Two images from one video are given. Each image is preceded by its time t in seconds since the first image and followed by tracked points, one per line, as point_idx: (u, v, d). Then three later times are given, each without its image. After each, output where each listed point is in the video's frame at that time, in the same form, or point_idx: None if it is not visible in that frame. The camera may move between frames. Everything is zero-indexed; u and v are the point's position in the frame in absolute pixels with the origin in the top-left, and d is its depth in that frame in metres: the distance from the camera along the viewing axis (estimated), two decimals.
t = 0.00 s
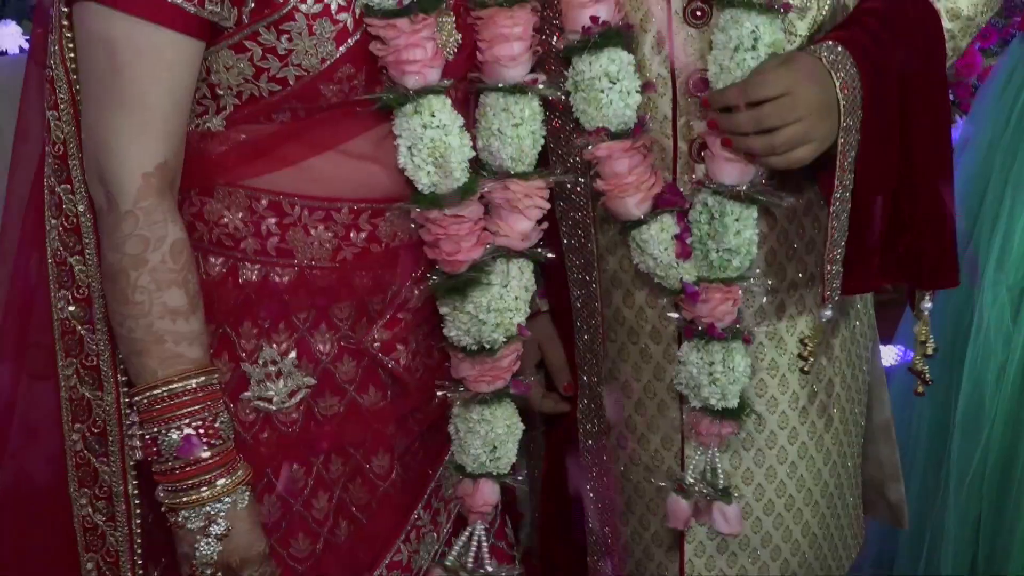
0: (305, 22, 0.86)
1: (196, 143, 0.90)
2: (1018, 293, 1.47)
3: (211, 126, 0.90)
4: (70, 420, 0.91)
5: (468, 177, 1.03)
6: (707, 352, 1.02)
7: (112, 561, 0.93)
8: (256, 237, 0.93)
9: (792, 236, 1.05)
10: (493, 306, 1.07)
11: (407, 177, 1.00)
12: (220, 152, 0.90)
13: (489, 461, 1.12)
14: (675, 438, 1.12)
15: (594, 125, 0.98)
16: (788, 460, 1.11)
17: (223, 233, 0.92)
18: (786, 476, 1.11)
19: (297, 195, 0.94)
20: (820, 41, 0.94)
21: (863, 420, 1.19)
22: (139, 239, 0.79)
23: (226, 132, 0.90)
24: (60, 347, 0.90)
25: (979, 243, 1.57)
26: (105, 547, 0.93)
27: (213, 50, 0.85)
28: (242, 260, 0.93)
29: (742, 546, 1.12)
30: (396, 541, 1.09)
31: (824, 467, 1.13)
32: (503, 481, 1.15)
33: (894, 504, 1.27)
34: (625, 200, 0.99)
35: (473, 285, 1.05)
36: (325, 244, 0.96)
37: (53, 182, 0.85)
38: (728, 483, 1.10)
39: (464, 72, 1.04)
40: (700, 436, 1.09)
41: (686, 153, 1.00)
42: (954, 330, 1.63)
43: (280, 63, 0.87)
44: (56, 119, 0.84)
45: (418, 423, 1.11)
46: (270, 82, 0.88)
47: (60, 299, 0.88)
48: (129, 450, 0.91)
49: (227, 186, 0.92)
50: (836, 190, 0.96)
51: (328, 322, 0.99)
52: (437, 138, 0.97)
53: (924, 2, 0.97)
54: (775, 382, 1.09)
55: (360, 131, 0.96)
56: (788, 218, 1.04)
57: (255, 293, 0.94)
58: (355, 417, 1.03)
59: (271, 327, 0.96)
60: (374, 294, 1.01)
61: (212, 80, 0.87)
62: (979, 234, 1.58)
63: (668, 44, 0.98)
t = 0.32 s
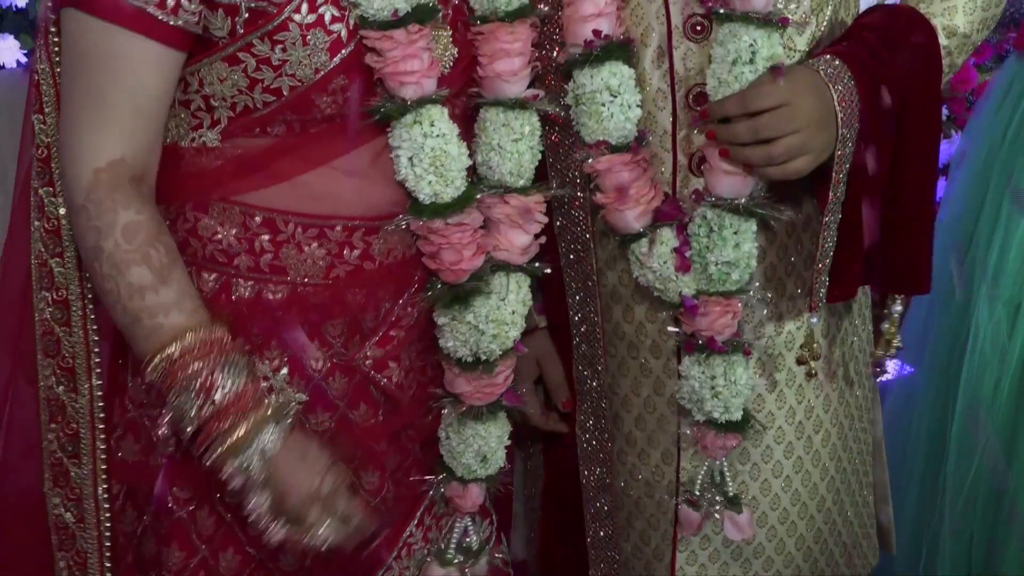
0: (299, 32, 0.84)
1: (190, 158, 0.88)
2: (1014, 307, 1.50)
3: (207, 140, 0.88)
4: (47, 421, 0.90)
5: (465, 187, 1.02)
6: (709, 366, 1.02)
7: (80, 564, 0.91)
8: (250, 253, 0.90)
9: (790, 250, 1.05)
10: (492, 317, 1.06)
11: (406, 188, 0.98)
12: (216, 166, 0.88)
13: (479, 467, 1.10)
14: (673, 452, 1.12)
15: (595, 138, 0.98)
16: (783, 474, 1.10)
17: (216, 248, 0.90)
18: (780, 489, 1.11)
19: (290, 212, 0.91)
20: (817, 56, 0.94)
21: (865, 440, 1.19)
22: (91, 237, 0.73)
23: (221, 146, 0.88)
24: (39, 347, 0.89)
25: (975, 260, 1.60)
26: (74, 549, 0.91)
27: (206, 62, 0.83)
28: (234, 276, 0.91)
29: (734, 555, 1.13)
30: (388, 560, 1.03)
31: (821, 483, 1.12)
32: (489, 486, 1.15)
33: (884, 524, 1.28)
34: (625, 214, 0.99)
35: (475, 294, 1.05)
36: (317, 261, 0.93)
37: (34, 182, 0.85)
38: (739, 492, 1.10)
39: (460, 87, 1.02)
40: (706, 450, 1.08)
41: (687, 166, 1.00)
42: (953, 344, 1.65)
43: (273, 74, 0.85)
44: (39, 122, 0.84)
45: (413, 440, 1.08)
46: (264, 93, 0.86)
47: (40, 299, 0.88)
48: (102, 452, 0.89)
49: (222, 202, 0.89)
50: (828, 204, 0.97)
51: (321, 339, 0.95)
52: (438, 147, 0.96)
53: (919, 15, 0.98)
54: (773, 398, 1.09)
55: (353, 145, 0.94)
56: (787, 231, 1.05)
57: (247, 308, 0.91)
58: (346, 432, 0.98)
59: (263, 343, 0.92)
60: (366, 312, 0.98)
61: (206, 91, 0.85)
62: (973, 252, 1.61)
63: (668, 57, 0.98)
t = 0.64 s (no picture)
0: (289, 51, 0.82)
1: (183, 174, 0.85)
2: (1008, 327, 1.52)
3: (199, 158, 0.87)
4: (29, 433, 0.96)
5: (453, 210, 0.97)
6: (707, 385, 1.02)
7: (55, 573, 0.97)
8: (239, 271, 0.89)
9: (786, 269, 1.04)
10: (476, 340, 1.03)
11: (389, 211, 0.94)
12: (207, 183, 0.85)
13: (489, 485, 1.08)
14: (670, 473, 1.11)
15: (594, 158, 0.98)
16: (779, 493, 1.09)
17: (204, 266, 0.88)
18: (778, 508, 1.09)
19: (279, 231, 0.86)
20: (813, 75, 0.94)
21: (860, 455, 1.18)
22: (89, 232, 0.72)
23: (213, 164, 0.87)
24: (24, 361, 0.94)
25: (969, 281, 1.63)
26: (51, 558, 0.97)
27: (196, 82, 0.82)
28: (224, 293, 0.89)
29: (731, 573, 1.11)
30: None
31: (818, 502, 1.11)
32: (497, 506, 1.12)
33: (879, 543, 1.27)
34: (625, 232, 0.98)
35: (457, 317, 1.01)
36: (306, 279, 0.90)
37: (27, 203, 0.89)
38: (736, 508, 1.09)
39: (452, 107, 1.00)
40: (704, 466, 1.07)
41: (684, 186, 1.00)
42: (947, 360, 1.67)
43: (264, 93, 0.84)
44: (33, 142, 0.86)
45: (404, 461, 1.03)
46: (255, 113, 0.85)
47: (29, 315, 0.93)
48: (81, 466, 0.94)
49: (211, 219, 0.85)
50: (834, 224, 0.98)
51: (310, 358, 0.93)
52: (420, 168, 0.92)
53: (908, 37, 0.99)
54: (770, 416, 1.07)
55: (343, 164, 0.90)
56: (782, 250, 1.04)
57: (236, 328, 0.90)
58: (335, 454, 0.95)
59: (252, 359, 0.91)
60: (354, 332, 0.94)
61: (198, 111, 0.85)
62: (966, 274, 1.64)
63: (665, 78, 0.98)
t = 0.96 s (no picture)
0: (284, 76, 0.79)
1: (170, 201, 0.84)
2: (999, 351, 1.55)
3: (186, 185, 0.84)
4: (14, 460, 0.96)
5: (449, 230, 1.00)
6: (706, 409, 1.01)
7: None
8: (233, 295, 0.88)
9: (781, 293, 1.05)
10: (477, 358, 1.03)
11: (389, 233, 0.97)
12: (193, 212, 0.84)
13: (494, 510, 1.08)
14: (667, 497, 1.10)
15: (593, 182, 0.99)
16: (777, 518, 1.08)
17: (201, 291, 0.88)
18: (776, 534, 1.08)
19: (276, 256, 0.89)
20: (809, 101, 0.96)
21: (852, 479, 1.18)
22: (127, 213, 0.68)
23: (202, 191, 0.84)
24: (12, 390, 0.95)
25: (963, 298, 1.65)
26: None
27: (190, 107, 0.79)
28: (219, 318, 0.89)
29: None
30: None
31: (813, 526, 1.10)
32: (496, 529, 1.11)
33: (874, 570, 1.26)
34: (624, 256, 0.99)
35: (458, 336, 1.01)
36: (301, 304, 0.90)
37: (28, 232, 0.93)
38: (729, 537, 1.08)
39: (445, 131, 1.00)
40: (703, 493, 1.06)
41: (681, 210, 1.01)
42: (938, 383, 1.69)
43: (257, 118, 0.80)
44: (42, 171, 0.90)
45: (399, 486, 1.01)
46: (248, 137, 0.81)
47: (19, 344, 0.94)
48: (65, 495, 0.94)
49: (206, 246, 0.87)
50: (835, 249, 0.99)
51: (305, 382, 0.92)
52: (418, 191, 0.94)
53: (905, 64, 0.98)
54: (767, 441, 1.07)
55: (332, 189, 0.91)
56: (778, 272, 1.04)
57: (231, 351, 0.89)
58: (330, 479, 0.94)
59: (247, 385, 0.89)
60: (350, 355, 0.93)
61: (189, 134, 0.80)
62: (961, 290, 1.67)
63: (663, 103, 0.99)
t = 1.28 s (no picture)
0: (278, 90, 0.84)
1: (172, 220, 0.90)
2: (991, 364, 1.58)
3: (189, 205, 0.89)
4: (26, 480, 0.99)
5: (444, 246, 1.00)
6: (702, 428, 1.01)
7: None
8: (231, 317, 0.89)
9: (777, 311, 1.05)
10: (475, 375, 1.02)
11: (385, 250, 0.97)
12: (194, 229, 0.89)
13: (478, 537, 1.06)
14: (665, 518, 1.09)
15: (589, 203, 0.99)
16: (775, 536, 1.07)
17: (199, 313, 0.89)
18: (774, 552, 1.07)
19: (273, 276, 0.90)
20: (805, 121, 0.97)
21: (849, 498, 1.17)
22: (164, 145, 0.71)
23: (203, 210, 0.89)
24: (22, 410, 0.98)
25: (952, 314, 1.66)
26: None
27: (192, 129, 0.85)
28: (217, 340, 0.89)
29: None
30: None
31: (811, 545, 1.10)
32: (493, 552, 1.10)
33: None
34: (621, 275, 0.99)
35: (454, 352, 1.01)
36: (299, 325, 0.91)
37: (38, 252, 0.97)
38: (726, 558, 1.07)
39: (439, 151, 1.00)
40: (694, 513, 1.06)
41: (679, 230, 1.01)
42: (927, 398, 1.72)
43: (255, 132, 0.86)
44: (53, 193, 0.96)
45: (397, 506, 1.01)
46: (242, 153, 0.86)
47: (28, 365, 0.97)
48: (77, 515, 0.96)
49: (204, 268, 0.89)
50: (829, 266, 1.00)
51: (304, 404, 0.92)
52: (414, 207, 0.94)
53: (902, 85, 0.99)
54: (765, 459, 1.07)
55: (326, 212, 0.92)
56: (774, 291, 1.05)
57: (230, 374, 0.89)
58: (331, 500, 0.93)
59: (246, 408, 0.89)
60: (348, 376, 0.94)
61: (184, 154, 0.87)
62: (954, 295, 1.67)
63: (660, 123, 0.99)
